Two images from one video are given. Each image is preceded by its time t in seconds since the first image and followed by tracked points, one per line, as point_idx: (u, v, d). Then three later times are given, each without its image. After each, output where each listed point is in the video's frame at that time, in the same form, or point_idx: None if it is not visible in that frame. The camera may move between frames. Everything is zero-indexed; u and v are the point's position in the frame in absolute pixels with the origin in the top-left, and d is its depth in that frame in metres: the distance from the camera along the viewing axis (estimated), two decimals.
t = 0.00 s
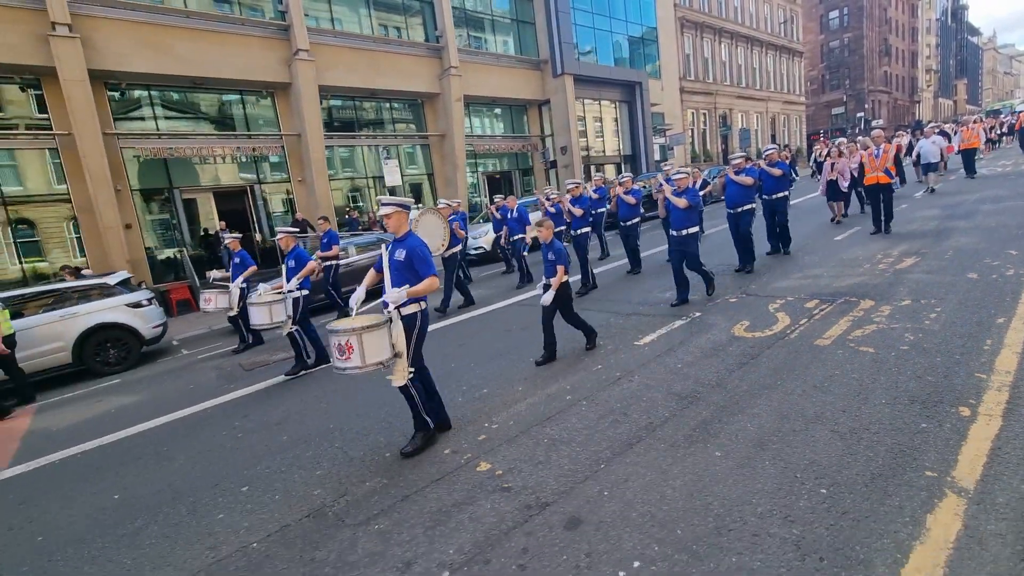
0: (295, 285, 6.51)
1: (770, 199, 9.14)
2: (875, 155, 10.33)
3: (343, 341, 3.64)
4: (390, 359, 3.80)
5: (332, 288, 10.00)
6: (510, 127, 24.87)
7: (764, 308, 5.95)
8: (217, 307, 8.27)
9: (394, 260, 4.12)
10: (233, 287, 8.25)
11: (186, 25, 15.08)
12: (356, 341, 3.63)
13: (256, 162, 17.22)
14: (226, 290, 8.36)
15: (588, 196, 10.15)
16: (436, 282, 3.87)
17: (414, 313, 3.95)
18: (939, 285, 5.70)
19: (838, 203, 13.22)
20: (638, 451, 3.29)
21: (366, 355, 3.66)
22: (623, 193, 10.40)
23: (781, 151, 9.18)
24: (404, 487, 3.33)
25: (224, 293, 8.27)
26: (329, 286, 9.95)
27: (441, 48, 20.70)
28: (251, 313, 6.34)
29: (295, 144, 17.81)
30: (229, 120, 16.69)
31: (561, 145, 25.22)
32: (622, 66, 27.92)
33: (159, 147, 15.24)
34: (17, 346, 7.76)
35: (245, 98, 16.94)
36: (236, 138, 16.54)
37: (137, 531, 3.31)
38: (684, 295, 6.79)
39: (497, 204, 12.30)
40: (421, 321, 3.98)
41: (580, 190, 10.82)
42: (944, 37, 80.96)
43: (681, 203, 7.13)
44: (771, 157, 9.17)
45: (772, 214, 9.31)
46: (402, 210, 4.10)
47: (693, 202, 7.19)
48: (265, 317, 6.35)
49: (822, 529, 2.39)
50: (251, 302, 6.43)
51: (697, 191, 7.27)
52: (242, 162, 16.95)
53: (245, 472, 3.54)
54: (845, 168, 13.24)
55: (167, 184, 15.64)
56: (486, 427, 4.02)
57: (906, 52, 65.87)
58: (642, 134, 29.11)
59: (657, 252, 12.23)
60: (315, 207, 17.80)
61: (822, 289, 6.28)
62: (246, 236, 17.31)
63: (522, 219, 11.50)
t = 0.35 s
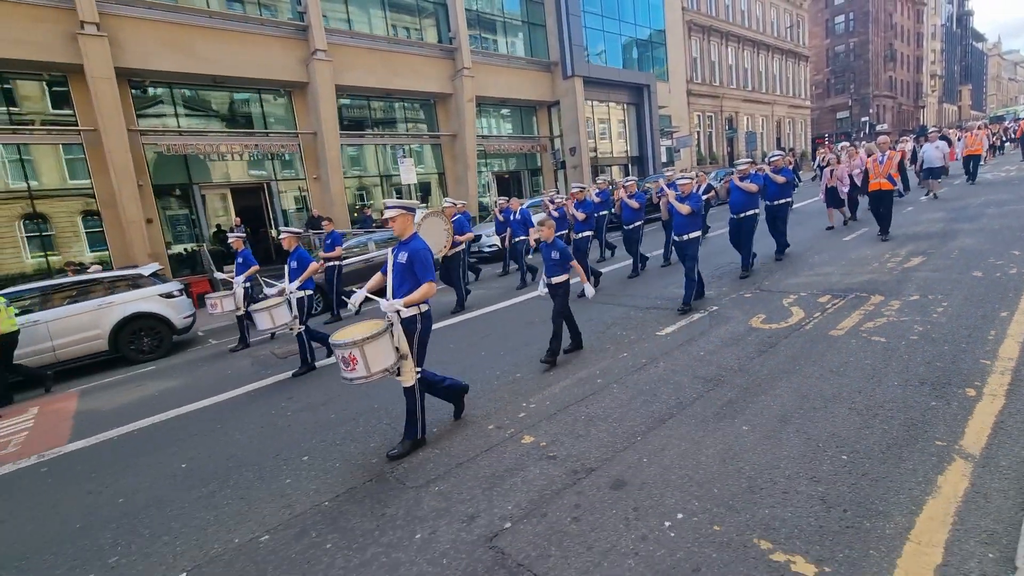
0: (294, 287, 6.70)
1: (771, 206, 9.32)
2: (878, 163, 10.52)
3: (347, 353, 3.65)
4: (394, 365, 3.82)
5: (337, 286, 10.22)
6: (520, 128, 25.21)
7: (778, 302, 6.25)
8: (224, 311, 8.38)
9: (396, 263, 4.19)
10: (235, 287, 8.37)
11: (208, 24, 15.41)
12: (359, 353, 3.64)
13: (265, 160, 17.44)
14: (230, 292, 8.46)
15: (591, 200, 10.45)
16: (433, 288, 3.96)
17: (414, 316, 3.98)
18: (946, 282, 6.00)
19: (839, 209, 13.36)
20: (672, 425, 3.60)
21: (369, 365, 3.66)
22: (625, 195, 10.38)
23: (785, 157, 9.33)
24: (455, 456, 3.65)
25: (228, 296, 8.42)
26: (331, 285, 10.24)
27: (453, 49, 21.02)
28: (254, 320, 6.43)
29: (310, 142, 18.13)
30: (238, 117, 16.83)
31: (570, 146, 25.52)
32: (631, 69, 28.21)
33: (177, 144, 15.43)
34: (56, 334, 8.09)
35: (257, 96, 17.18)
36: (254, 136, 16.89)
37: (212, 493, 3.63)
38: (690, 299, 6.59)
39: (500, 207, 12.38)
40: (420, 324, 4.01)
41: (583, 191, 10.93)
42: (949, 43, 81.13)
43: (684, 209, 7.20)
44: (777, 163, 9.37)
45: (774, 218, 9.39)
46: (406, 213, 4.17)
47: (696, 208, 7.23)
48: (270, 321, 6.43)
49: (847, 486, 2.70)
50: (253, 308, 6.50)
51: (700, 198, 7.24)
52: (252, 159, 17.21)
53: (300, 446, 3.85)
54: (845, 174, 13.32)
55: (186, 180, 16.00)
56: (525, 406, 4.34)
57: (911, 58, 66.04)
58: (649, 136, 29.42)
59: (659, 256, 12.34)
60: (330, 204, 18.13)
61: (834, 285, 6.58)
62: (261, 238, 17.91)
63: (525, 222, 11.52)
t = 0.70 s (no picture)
0: (298, 286, 6.76)
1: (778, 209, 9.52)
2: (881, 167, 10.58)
3: (362, 355, 3.68)
4: (410, 362, 3.85)
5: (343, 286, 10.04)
6: (530, 130, 25.54)
7: (796, 297, 6.51)
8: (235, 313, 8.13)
9: (401, 259, 4.16)
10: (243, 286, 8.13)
11: (229, 25, 15.73)
12: (374, 354, 3.67)
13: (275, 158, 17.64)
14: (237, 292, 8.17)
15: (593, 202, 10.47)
16: (437, 284, 3.95)
17: (422, 312, 4.03)
18: (958, 279, 6.27)
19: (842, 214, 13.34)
20: (708, 403, 3.86)
21: (386, 364, 3.71)
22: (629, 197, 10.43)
23: (787, 162, 9.54)
24: (505, 429, 3.92)
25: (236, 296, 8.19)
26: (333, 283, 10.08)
27: (466, 52, 21.37)
28: (268, 325, 6.35)
29: (326, 142, 18.41)
30: (245, 117, 16.94)
31: (578, 149, 25.84)
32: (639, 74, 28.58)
33: (200, 141, 15.80)
34: (92, 322, 8.39)
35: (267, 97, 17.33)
36: (269, 135, 17.18)
37: (279, 460, 3.90)
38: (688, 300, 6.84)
39: (503, 208, 12.42)
40: (430, 318, 4.07)
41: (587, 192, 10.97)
42: (952, 53, 81.71)
43: (691, 206, 7.13)
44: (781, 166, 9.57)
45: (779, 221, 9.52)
46: (409, 209, 4.12)
47: (704, 204, 7.19)
48: (283, 323, 6.33)
49: (876, 450, 2.98)
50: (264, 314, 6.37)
51: (708, 195, 7.21)
52: (260, 158, 17.34)
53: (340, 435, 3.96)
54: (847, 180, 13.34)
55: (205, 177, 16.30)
56: (564, 388, 4.60)
57: (914, 67, 66.49)
58: (656, 140, 29.77)
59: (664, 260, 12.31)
60: (343, 202, 18.40)
61: (849, 282, 6.85)
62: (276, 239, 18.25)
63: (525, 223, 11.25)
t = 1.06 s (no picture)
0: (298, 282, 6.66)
1: (776, 222, 9.46)
2: (881, 183, 10.67)
3: (352, 336, 3.77)
4: (396, 357, 3.89)
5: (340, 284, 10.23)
6: (541, 136, 25.91)
7: (809, 304, 6.80)
8: (222, 300, 8.30)
9: (403, 259, 4.13)
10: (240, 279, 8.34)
11: (253, 25, 16.07)
12: (364, 337, 3.75)
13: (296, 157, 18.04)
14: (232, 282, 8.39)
15: (595, 208, 10.78)
16: (440, 285, 3.94)
17: (422, 313, 4.08)
18: (965, 291, 6.55)
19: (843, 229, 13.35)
20: (733, 396, 4.14)
21: (372, 350, 3.77)
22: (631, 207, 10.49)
23: (787, 175, 9.56)
24: (543, 416, 4.19)
25: (230, 287, 8.39)
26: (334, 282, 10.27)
27: (481, 58, 21.76)
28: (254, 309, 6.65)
29: (342, 141, 18.76)
30: (257, 115, 17.14)
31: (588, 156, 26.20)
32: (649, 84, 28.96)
33: (223, 139, 16.18)
34: (125, 310, 8.65)
35: (279, 96, 17.55)
36: (285, 133, 17.45)
37: (330, 439, 4.19)
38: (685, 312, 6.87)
39: (506, 213, 12.54)
40: (426, 322, 4.10)
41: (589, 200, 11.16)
42: (957, 70, 82.31)
43: (690, 220, 7.10)
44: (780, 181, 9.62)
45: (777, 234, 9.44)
46: (413, 212, 4.13)
47: (703, 219, 7.16)
48: (269, 311, 6.56)
49: (894, 439, 3.27)
50: (254, 297, 6.66)
51: (707, 210, 7.20)
52: (271, 156, 17.56)
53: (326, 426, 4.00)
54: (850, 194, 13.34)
55: (224, 173, 16.60)
56: (594, 381, 4.88)
57: (920, 83, 67.03)
58: (664, 149, 30.15)
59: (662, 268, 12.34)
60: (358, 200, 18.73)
61: (860, 291, 7.13)
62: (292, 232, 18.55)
63: (529, 227, 11.39)
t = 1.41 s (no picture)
0: (296, 284, 6.72)
1: (775, 231, 9.52)
2: (881, 195, 10.68)
3: (352, 350, 3.67)
4: (396, 365, 3.87)
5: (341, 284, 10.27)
6: (549, 140, 26.23)
7: (818, 306, 7.09)
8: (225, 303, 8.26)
9: (404, 264, 4.28)
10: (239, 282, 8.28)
11: (273, 26, 16.42)
12: (365, 351, 3.66)
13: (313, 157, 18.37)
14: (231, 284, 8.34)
15: (598, 216, 11.04)
16: (439, 293, 4.10)
17: (417, 316, 4.06)
18: (968, 297, 6.84)
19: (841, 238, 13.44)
20: (751, 388, 4.43)
21: (373, 363, 3.70)
22: (635, 214, 10.83)
23: (787, 186, 9.59)
24: (574, 403, 4.48)
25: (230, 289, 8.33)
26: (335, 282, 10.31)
27: (493, 63, 22.13)
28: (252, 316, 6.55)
29: (356, 143, 19.13)
30: (266, 114, 17.29)
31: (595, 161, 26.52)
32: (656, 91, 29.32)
33: (242, 137, 16.52)
34: (155, 301, 8.97)
35: (289, 95, 17.74)
36: (305, 132, 17.93)
37: (373, 421, 4.46)
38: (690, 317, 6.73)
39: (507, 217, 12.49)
40: (423, 326, 4.11)
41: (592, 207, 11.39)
42: (960, 83, 82.86)
43: (690, 225, 7.40)
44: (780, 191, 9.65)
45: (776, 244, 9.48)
46: (415, 217, 4.24)
47: (703, 225, 7.43)
48: (267, 317, 6.49)
49: (904, 425, 3.56)
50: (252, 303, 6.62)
51: (707, 215, 7.47)
52: (278, 155, 17.63)
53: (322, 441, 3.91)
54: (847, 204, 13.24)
55: (241, 171, 16.87)
56: (617, 374, 5.16)
57: (923, 95, 67.53)
58: (670, 155, 30.50)
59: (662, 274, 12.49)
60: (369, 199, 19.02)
61: (867, 295, 7.43)
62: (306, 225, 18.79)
63: (529, 233, 11.53)
